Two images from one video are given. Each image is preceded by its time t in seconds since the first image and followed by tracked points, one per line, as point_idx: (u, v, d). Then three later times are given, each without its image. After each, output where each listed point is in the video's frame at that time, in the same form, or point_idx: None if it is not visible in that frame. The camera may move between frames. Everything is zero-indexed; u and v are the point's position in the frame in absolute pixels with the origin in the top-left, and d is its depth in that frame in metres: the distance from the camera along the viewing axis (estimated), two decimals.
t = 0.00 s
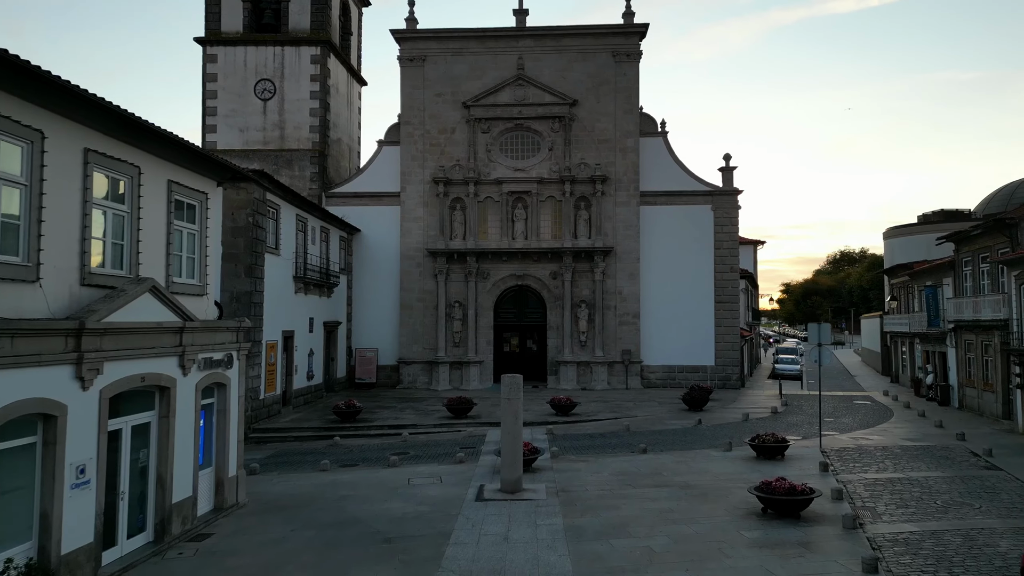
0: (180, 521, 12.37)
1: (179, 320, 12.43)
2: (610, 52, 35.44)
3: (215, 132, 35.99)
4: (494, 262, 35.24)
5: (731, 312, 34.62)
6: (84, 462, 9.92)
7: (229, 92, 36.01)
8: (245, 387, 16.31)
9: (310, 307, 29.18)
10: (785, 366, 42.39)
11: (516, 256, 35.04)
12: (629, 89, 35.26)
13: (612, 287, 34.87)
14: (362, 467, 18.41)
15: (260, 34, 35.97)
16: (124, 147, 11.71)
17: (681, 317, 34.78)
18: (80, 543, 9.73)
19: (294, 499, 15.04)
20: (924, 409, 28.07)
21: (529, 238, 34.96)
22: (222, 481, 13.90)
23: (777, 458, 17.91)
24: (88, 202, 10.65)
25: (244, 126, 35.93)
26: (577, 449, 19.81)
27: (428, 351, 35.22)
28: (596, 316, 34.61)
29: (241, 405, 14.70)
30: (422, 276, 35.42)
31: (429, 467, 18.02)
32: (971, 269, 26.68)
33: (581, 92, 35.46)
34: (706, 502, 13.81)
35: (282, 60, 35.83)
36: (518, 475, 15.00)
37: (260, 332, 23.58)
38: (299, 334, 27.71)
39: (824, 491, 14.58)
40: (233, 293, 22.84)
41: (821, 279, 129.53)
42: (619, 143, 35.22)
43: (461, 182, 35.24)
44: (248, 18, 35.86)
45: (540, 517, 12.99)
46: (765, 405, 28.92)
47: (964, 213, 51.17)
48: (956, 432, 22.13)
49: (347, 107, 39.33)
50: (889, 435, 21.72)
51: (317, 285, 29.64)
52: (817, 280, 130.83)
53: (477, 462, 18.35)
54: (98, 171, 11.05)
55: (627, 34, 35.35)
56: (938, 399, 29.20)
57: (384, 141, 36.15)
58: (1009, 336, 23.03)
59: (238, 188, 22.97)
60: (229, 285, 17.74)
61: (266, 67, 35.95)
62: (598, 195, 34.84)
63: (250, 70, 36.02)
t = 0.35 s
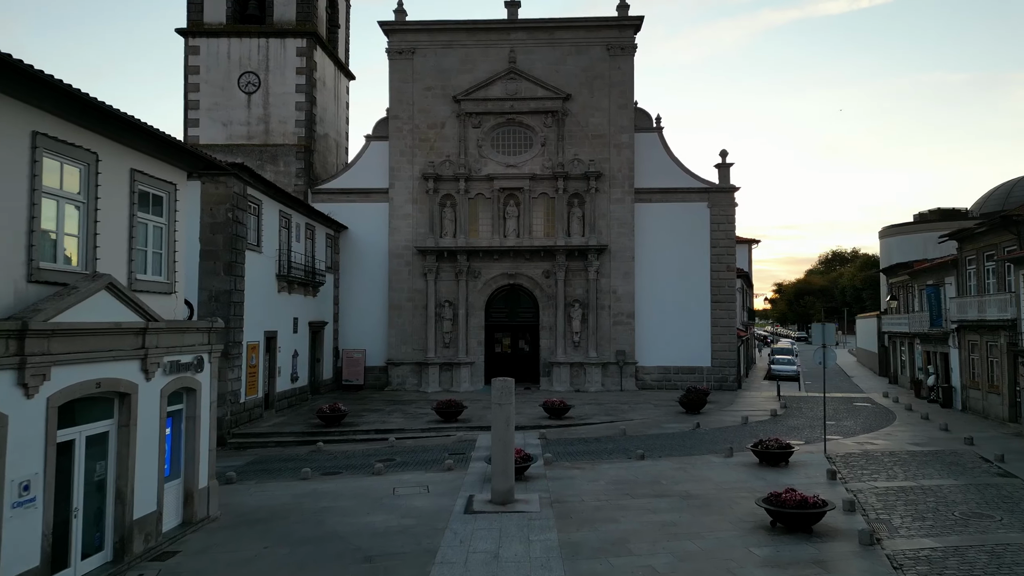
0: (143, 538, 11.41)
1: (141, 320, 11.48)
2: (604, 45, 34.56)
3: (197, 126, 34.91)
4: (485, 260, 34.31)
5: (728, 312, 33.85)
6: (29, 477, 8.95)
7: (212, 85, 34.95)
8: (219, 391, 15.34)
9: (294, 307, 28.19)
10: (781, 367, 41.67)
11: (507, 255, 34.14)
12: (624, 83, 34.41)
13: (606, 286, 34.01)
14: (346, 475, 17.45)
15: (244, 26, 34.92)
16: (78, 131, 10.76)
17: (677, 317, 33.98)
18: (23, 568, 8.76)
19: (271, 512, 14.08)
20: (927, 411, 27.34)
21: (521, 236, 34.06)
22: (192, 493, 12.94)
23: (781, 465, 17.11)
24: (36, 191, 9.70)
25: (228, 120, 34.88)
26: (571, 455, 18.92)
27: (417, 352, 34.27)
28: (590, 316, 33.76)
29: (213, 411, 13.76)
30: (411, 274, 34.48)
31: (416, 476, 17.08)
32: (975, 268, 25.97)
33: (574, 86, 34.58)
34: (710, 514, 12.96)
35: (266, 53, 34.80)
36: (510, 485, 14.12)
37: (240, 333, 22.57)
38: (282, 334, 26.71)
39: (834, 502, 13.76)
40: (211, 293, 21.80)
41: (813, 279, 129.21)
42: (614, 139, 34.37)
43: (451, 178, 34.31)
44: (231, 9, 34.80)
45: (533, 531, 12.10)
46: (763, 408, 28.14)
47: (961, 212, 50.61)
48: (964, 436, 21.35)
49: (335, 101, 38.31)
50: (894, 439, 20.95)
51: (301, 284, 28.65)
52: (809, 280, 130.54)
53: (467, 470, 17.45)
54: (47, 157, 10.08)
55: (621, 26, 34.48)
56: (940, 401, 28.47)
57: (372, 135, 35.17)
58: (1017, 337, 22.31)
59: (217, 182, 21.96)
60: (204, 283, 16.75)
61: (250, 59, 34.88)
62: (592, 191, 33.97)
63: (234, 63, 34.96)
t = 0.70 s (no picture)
0: (109, 555, 10.57)
1: (108, 320, 10.65)
2: (601, 38, 33.77)
3: (185, 121, 33.99)
4: (480, 259, 33.50)
5: (728, 311, 33.10)
6: None
7: (200, 78, 34.02)
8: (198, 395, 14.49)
9: (283, 306, 27.32)
10: (782, 368, 40.94)
11: (503, 253, 33.32)
12: (622, 77, 33.63)
13: (604, 285, 33.23)
14: (333, 483, 16.61)
15: (233, 18, 34.02)
16: (34, 116, 9.97)
17: (677, 317, 33.24)
18: None
19: (252, 524, 13.23)
20: (934, 414, 26.62)
21: (517, 234, 33.24)
22: (166, 505, 12.13)
23: (790, 471, 16.33)
24: None
25: (216, 114, 33.98)
26: (570, 461, 18.12)
27: (410, 352, 33.43)
28: (587, 315, 32.99)
29: (190, 417, 12.92)
30: (404, 273, 33.64)
31: (408, 483, 16.24)
32: (984, 266, 25.26)
33: (572, 80, 33.78)
34: (718, 526, 12.18)
35: (256, 46, 33.92)
36: (505, 496, 13.30)
37: (226, 333, 21.72)
38: (270, 335, 25.85)
39: (849, 513, 13.00)
40: (194, 291, 20.94)
41: (810, 279, 128.69)
42: (612, 134, 33.58)
43: (446, 174, 33.48)
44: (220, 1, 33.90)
45: (531, 547, 11.30)
46: (766, 410, 27.41)
47: (962, 210, 50.01)
48: (976, 440, 20.63)
49: (326, 96, 37.43)
50: (904, 444, 20.21)
51: (290, 283, 27.80)
52: (806, 280, 130.03)
53: (461, 477, 16.62)
54: None
55: (619, 19, 33.68)
56: (947, 403, 27.73)
57: (365, 131, 34.31)
58: None
59: (201, 176, 21.10)
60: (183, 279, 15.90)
61: (239, 53, 33.99)
62: (590, 188, 33.19)
63: (222, 56, 34.05)
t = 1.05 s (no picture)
0: None
1: (67, 320, 9.73)
2: (601, 30, 32.89)
3: (172, 115, 33.03)
4: (476, 257, 32.61)
5: (731, 311, 32.27)
6: None
7: (188, 71, 33.06)
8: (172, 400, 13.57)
9: (272, 306, 26.40)
10: (784, 369, 40.12)
11: (500, 251, 32.45)
12: (622, 71, 32.76)
13: (603, 284, 32.36)
14: (320, 492, 15.69)
15: (222, 9, 33.08)
16: None
17: (678, 317, 32.40)
18: None
19: (231, 539, 12.31)
20: (944, 416, 25.82)
21: (514, 231, 32.35)
22: (135, 520, 11.21)
23: (802, 478, 15.51)
24: None
25: (204, 108, 33.02)
26: (570, 468, 17.23)
27: (404, 353, 32.52)
28: (586, 315, 32.13)
29: (163, 424, 12.00)
30: (398, 271, 32.74)
31: (399, 493, 15.34)
32: (997, 264, 24.45)
33: (570, 74, 32.92)
34: (732, 542, 11.32)
35: (245, 38, 32.99)
36: (502, 508, 12.42)
37: (210, 334, 20.80)
38: (258, 335, 24.91)
39: (871, 528, 12.15)
40: (177, 290, 20.00)
41: (808, 279, 128.03)
42: (611, 129, 32.73)
43: (441, 170, 32.59)
44: None
45: (531, 565, 10.40)
46: (770, 412, 26.58)
47: (965, 208, 49.27)
48: (992, 445, 19.81)
49: (318, 90, 36.51)
50: (918, 449, 19.39)
51: (280, 282, 26.87)
52: (804, 279, 129.38)
53: (455, 486, 15.72)
54: None
55: (619, 11, 32.80)
56: (957, 405, 26.92)
57: (357, 125, 33.41)
58: None
59: (184, 169, 20.16)
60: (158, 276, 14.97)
61: (228, 45, 33.03)
62: (588, 184, 32.33)
63: (211, 48, 33.10)
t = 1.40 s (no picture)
0: None
1: (25, 320, 8.93)
2: (601, 23, 32.10)
3: (161, 109, 32.18)
4: (473, 255, 31.80)
5: (734, 311, 31.50)
6: None
7: (178, 64, 32.22)
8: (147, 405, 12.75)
9: (262, 305, 25.57)
10: (787, 370, 39.35)
11: (498, 249, 31.65)
12: (622, 65, 31.98)
13: (603, 283, 31.58)
14: (308, 502, 14.87)
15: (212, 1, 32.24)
16: None
17: (680, 317, 31.61)
18: None
19: (211, 554, 11.48)
20: (955, 419, 25.05)
21: (512, 229, 31.53)
22: (105, 535, 10.40)
23: (816, 486, 14.72)
24: None
25: (194, 103, 32.17)
26: (571, 475, 16.43)
27: (399, 354, 31.70)
28: (586, 315, 31.34)
29: (135, 432, 11.22)
30: (393, 270, 31.93)
31: (391, 502, 14.52)
32: (1011, 262, 23.68)
33: (570, 68, 32.13)
34: (748, 558, 10.54)
35: (237, 30, 32.15)
36: (500, 520, 11.61)
37: (196, 334, 19.96)
38: (247, 335, 24.08)
39: (894, 542, 11.37)
40: (160, 288, 19.13)
41: (807, 279, 127.32)
42: (611, 124, 31.95)
43: (437, 166, 31.77)
44: None
45: None
46: (776, 415, 25.82)
47: (970, 207, 48.56)
48: (1009, 450, 19.05)
49: (312, 85, 35.68)
50: (933, 455, 18.61)
51: (270, 281, 26.05)
52: (803, 279, 128.65)
53: (451, 494, 14.91)
54: None
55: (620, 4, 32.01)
56: (968, 407, 26.12)
57: (351, 120, 32.58)
58: None
59: (168, 162, 19.36)
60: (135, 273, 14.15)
61: (219, 37, 32.17)
62: (588, 181, 31.54)
63: (201, 41, 32.26)
